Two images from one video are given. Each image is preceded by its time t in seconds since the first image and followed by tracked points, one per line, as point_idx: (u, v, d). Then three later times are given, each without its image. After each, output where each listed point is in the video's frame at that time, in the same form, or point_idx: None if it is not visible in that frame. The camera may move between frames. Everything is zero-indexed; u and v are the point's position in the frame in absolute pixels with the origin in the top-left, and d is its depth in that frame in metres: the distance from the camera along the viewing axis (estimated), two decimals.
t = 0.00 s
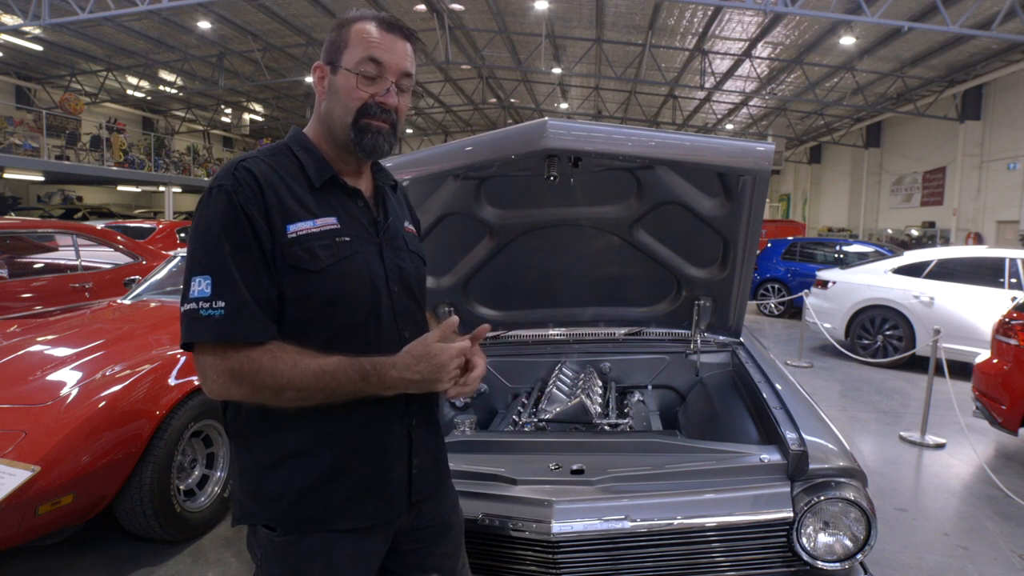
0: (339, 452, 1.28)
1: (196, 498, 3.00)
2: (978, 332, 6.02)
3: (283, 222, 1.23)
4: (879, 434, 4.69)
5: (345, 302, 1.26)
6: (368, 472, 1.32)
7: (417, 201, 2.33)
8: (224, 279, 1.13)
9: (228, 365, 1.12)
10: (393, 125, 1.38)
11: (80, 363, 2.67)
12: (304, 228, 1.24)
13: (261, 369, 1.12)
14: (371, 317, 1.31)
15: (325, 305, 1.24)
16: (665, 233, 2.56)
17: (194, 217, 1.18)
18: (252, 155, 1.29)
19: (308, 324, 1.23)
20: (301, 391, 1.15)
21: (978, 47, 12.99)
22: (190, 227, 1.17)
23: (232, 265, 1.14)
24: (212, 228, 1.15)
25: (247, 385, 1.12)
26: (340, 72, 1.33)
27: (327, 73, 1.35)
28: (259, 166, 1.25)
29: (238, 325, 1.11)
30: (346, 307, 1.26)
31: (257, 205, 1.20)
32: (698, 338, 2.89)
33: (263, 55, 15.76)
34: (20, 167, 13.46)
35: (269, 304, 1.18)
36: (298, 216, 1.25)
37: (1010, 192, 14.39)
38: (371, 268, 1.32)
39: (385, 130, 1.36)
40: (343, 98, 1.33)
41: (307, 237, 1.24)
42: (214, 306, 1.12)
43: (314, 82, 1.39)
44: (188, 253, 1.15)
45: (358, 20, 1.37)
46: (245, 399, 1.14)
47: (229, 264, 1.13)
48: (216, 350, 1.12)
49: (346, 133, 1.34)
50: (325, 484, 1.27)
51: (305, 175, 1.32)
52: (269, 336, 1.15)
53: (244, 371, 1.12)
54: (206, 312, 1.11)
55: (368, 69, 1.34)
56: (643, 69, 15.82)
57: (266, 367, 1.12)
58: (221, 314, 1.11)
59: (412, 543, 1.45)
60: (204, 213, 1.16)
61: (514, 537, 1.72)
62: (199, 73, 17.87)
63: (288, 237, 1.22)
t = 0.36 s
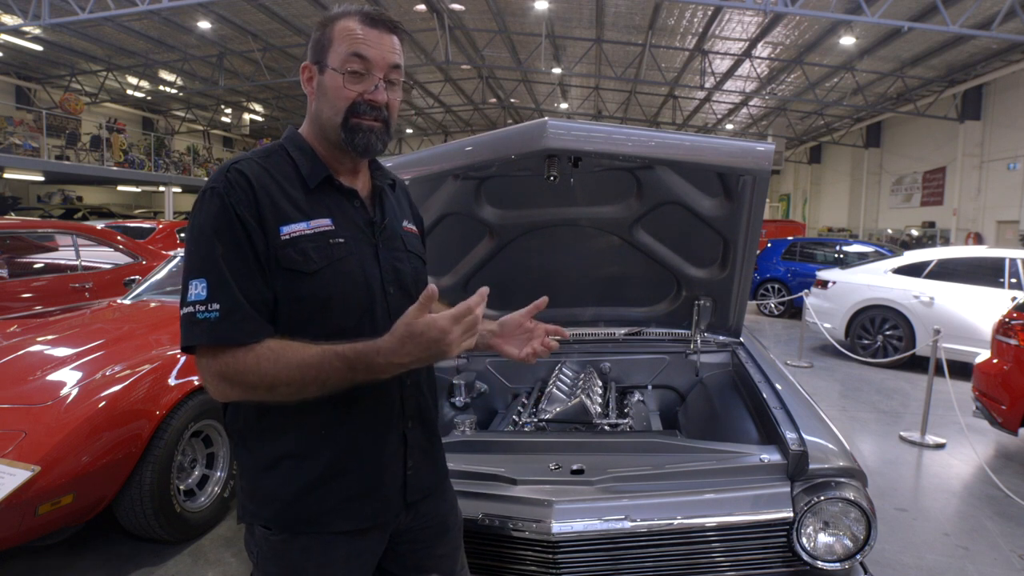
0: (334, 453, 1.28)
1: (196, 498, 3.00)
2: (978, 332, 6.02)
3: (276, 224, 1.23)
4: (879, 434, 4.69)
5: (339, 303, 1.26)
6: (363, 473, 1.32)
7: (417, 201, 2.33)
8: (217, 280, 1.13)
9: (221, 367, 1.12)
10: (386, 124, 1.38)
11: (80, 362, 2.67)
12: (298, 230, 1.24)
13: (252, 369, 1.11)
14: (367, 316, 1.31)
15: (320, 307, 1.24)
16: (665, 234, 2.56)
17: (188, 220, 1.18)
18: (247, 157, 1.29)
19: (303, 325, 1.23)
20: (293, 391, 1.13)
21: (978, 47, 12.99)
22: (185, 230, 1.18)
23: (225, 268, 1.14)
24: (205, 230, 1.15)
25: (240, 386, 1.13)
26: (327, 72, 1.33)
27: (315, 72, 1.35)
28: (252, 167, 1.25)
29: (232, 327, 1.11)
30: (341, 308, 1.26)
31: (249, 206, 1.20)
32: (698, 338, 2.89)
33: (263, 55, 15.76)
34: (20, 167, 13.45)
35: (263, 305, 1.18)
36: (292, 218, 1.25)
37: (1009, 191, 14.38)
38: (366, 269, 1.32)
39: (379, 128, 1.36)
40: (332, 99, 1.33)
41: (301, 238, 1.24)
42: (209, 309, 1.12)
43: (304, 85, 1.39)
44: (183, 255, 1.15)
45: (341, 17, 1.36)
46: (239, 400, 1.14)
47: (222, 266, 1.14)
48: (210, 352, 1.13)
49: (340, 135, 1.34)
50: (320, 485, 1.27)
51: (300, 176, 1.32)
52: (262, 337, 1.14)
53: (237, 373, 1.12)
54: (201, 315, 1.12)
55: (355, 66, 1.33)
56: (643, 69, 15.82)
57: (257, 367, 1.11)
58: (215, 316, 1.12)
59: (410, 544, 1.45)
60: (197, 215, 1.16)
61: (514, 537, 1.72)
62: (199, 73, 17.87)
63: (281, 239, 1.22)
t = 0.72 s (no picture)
0: (336, 454, 1.28)
1: (196, 498, 3.00)
2: (978, 332, 6.02)
3: (278, 227, 1.23)
4: (879, 434, 4.69)
5: (341, 306, 1.26)
6: (364, 473, 1.31)
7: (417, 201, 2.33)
8: (217, 285, 1.13)
9: (221, 371, 1.13)
10: (399, 131, 1.39)
11: (80, 363, 2.67)
12: (299, 233, 1.24)
13: (254, 374, 1.13)
14: (368, 318, 1.31)
15: (322, 310, 1.24)
16: (665, 234, 2.56)
17: (189, 224, 1.18)
18: (248, 159, 1.29)
19: (304, 328, 1.23)
20: (294, 397, 1.16)
21: (978, 47, 12.99)
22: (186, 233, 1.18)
23: (226, 272, 1.14)
24: (206, 235, 1.15)
25: (240, 390, 1.13)
26: (343, 74, 1.31)
27: (329, 73, 1.32)
28: (252, 169, 1.25)
29: (233, 332, 1.12)
30: (342, 310, 1.26)
31: (249, 211, 1.20)
32: (698, 338, 2.89)
33: (263, 55, 15.76)
34: (20, 167, 13.45)
35: (263, 308, 1.18)
36: (293, 220, 1.25)
37: (1009, 191, 14.38)
38: (368, 271, 1.32)
39: (392, 136, 1.37)
40: (349, 103, 1.32)
41: (302, 242, 1.24)
42: (208, 313, 1.12)
43: (312, 82, 1.36)
44: (183, 259, 1.16)
45: (358, 20, 1.35)
46: (240, 404, 1.15)
47: (222, 271, 1.14)
48: (210, 355, 1.13)
49: (353, 138, 1.33)
50: (321, 486, 1.27)
51: (301, 178, 1.32)
52: (262, 342, 1.14)
53: (237, 378, 1.12)
54: (200, 320, 1.12)
55: (374, 72, 1.32)
56: (643, 69, 15.82)
57: (260, 373, 1.13)
58: (214, 321, 1.12)
59: (412, 542, 1.45)
60: (198, 219, 1.16)
61: (514, 537, 1.72)
62: (199, 73, 17.87)
63: (282, 243, 1.22)
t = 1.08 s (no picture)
0: (343, 453, 1.28)
1: (196, 497, 3.00)
2: (978, 332, 6.02)
3: (291, 226, 1.23)
4: (879, 434, 4.69)
5: (351, 305, 1.26)
6: (371, 471, 1.32)
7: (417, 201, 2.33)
8: (231, 284, 1.12)
9: (234, 369, 1.12)
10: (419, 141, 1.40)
11: (80, 363, 2.67)
12: (312, 233, 1.24)
13: (268, 373, 1.12)
14: (376, 318, 1.31)
15: (333, 309, 1.24)
16: (665, 234, 2.56)
17: (200, 221, 1.17)
18: (259, 157, 1.28)
19: (314, 327, 1.23)
20: (306, 397, 1.16)
21: (978, 47, 12.99)
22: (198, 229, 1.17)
23: (241, 271, 1.14)
24: (220, 233, 1.14)
25: (252, 389, 1.13)
26: (372, 81, 1.30)
27: (354, 78, 1.31)
28: (266, 167, 1.25)
29: (247, 329, 1.11)
30: (353, 309, 1.26)
31: (264, 209, 1.20)
32: (698, 338, 2.89)
33: (263, 55, 15.75)
34: (20, 167, 13.45)
35: (275, 306, 1.18)
36: (307, 220, 1.25)
37: (1010, 191, 14.37)
38: (378, 270, 1.32)
39: (411, 145, 1.37)
40: (375, 111, 1.31)
41: (315, 241, 1.24)
42: (221, 311, 1.12)
43: (332, 81, 1.33)
44: (194, 257, 1.15)
45: (385, 26, 1.34)
46: (250, 402, 1.14)
47: (237, 269, 1.13)
48: (222, 354, 1.12)
49: (375, 146, 1.33)
50: (328, 485, 1.27)
51: (313, 178, 1.31)
52: (276, 341, 1.14)
53: (251, 376, 1.12)
54: (213, 317, 1.11)
55: (404, 83, 1.32)
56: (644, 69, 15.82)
57: (273, 372, 1.13)
58: (228, 319, 1.11)
59: (414, 540, 1.45)
60: (212, 216, 1.15)
61: (512, 537, 1.72)
62: (199, 73, 17.87)
63: (296, 242, 1.22)
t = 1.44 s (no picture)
0: (349, 452, 1.28)
1: (197, 497, 3.00)
2: (978, 332, 6.02)
3: (300, 224, 1.22)
4: (879, 434, 4.69)
5: (358, 303, 1.26)
6: (377, 469, 1.32)
7: (418, 202, 2.33)
8: (243, 281, 1.12)
9: (245, 366, 1.11)
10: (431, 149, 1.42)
11: (80, 362, 2.67)
12: (321, 231, 1.24)
13: (278, 370, 1.13)
14: (382, 317, 1.31)
15: (341, 307, 1.24)
16: (666, 234, 2.56)
17: (209, 218, 1.17)
18: (268, 155, 1.28)
19: (322, 325, 1.23)
20: (314, 393, 1.17)
21: (978, 47, 12.98)
22: (208, 227, 1.16)
23: (253, 268, 1.13)
24: (232, 229, 1.14)
25: (263, 386, 1.12)
26: (397, 92, 1.31)
27: (379, 87, 1.30)
28: (276, 165, 1.25)
29: (258, 326, 1.11)
30: (360, 307, 1.27)
31: (275, 207, 1.20)
32: (698, 338, 2.89)
33: (263, 55, 15.75)
34: (20, 167, 13.45)
35: (284, 303, 1.18)
36: (315, 219, 1.25)
37: (1010, 191, 14.37)
38: (384, 268, 1.32)
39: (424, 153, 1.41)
40: (400, 121, 1.32)
41: (324, 239, 1.24)
42: (233, 307, 1.12)
43: (351, 87, 1.32)
44: (205, 253, 1.14)
45: (406, 37, 1.34)
46: (260, 399, 1.14)
47: (249, 266, 1.13)
48: (232, 351, 1.12)
49: (393, 153, 1.35)
50: (334, 483, 1.27)
51: (321, 177, 1.31)
52: (286, 338, 1.15)
53: (262, 373, 1.12)
54: (224, 313, 1.11)
55: (425, 94, 1.34)
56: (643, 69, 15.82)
57: (284, 369, 1.13)
58: (240, 315, 1.11)
59: (417, 538, 1.46)
60: (223, 213, 1.15)
61: (512, 537, 1.72)
62: (199, 73, 17.87)
63: (306, 239, 1.22)
